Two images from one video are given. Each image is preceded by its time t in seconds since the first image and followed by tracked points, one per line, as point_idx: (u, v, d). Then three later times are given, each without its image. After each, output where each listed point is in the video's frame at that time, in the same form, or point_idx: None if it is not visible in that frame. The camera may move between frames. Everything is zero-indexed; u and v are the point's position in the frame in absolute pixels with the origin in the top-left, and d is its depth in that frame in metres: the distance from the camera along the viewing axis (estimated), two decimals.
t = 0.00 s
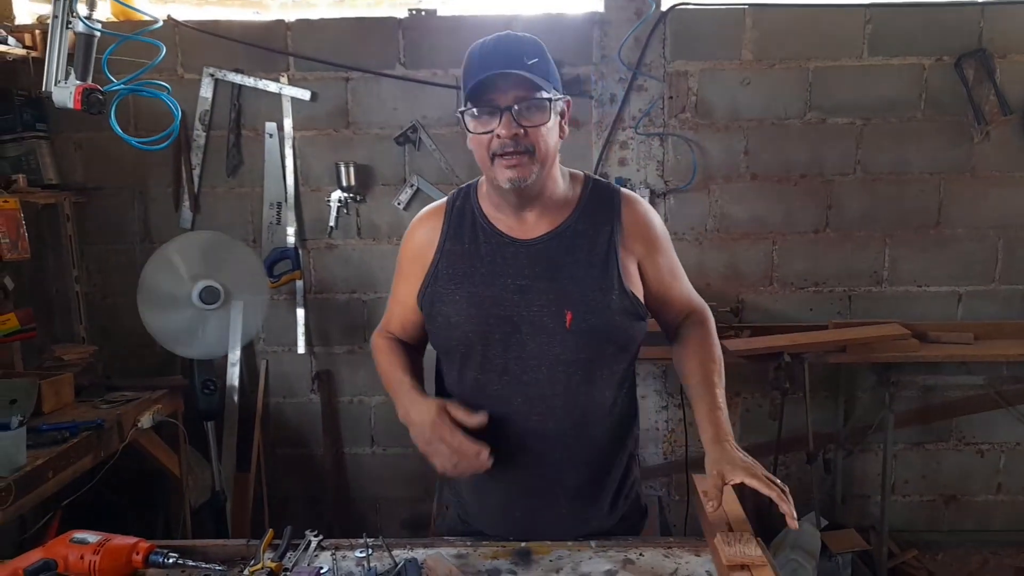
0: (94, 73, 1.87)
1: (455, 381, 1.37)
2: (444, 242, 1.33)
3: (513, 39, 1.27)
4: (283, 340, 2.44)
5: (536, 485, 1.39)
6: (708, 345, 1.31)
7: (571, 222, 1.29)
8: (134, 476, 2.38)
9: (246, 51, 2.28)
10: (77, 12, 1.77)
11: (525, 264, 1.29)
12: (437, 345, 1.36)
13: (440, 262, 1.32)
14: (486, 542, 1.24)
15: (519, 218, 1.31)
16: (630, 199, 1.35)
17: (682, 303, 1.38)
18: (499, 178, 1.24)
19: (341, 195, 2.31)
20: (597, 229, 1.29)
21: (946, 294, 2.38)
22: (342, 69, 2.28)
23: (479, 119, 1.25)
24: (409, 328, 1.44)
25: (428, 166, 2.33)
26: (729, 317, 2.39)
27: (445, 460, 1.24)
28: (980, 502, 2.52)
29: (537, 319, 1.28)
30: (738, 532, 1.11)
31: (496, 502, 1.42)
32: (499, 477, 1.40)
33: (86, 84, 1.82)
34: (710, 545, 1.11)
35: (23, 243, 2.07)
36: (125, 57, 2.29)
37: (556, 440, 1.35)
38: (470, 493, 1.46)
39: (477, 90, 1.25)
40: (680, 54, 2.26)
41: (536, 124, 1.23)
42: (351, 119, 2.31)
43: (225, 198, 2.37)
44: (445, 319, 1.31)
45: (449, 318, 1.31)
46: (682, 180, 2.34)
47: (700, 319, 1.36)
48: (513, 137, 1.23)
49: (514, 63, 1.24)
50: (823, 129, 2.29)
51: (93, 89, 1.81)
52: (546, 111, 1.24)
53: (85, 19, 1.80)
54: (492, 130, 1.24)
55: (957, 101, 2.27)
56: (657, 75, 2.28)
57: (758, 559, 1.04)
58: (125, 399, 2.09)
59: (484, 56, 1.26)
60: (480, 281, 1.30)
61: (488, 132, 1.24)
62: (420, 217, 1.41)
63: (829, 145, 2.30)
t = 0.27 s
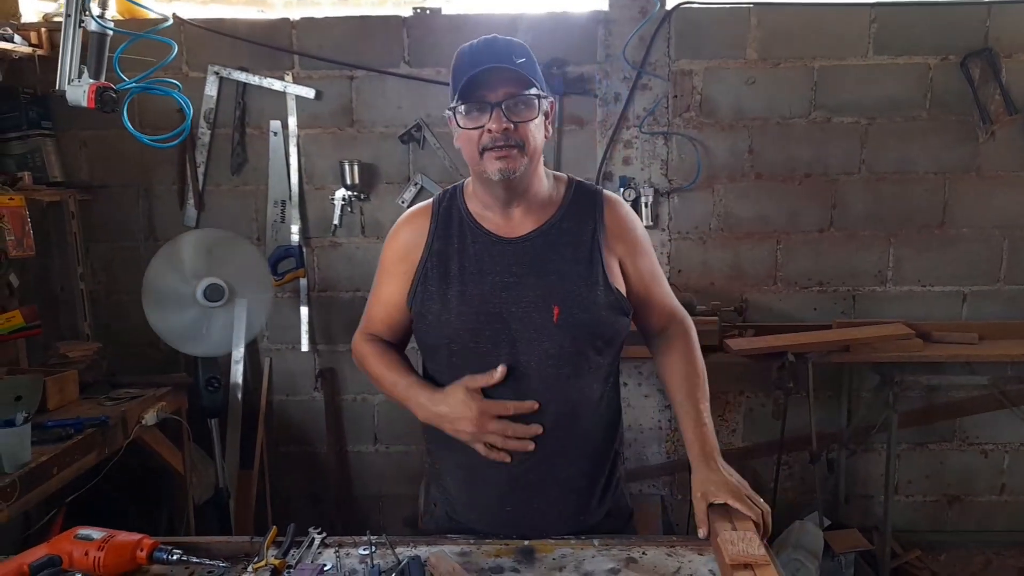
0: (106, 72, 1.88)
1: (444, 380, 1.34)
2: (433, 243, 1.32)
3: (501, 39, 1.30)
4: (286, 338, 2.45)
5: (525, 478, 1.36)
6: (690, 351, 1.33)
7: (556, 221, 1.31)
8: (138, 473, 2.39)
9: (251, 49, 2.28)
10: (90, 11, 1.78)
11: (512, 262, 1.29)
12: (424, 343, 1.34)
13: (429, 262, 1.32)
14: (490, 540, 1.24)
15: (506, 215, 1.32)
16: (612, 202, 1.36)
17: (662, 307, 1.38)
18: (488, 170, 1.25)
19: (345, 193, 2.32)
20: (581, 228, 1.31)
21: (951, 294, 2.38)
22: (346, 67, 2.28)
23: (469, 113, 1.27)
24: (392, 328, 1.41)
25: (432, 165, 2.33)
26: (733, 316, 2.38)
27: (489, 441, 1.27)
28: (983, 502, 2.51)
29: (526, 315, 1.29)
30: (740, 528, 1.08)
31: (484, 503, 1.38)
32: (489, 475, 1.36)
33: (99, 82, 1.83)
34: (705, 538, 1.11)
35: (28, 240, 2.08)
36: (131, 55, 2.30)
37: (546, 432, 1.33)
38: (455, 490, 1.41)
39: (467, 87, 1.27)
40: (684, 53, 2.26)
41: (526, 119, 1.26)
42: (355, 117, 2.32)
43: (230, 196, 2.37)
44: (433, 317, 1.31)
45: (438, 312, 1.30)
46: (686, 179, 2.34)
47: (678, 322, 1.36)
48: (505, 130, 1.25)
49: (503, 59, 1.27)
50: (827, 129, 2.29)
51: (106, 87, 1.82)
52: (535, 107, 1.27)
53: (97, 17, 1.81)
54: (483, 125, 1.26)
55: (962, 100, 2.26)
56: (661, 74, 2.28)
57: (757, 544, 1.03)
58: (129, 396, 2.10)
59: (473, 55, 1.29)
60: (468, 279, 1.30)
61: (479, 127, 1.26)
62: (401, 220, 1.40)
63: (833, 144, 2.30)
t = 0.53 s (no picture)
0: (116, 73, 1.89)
1: (438, 374, 1.33)
2: (431, 240, 1.32)
3: (513, 56, 1.27)
4: (287, 338, 2.45)
5: (516, 474, 1.35)
6: (684, 360, 1.35)
7: (553, 223, 1.30)
8: (139, 474, 2.39)
9: (253, 50, 2.29)
10: (99, 12, 1.77)
11: (509, 260, 1.29)
12: (420, 340, 1.33)
13: (428, 259, 1.31)
14: (492, 540, 1.24)
15: (504, 218, 1.32)
16: (608, 207, 1.36)
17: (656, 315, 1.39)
18: (491, 187, 1.25)
19: (347, 194, 2.32)
20: (578, 230, 1.31)
21: (952, 295, 2.38)
22: (347, 68, 2.29)
23: (475, 132, 1.26)
24: (389, 334, 1.42)
25: (434, 165, 2.34)
26: (734, 316, 2.38)
27: (420, 497, 1.34)
28: (984, 503, 2.51)
29: (522, 311, 1.28)
30: (742, 530, 1.08)
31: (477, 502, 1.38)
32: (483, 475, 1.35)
33: (110, 83, 1.83)
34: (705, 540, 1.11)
35: (30, 240, 2.08)
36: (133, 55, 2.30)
37: (539, 431, 1.32)
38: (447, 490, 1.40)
39: (475, 103, 1.25)
40: (686, 53, 2.26)
41: (532, 140, 1.25)
42: (356, 117, 2.32)
43: (231, 197, 2.37)
44: (430, 313, 1.30)
45: (434, 309, 1.30)
46: (687, 180, 2.34)
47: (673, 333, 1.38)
48: (511, 152, 1.24)
49: (514, 79, 1.25)
50: (829, 129, 2.29)
51: (117, 88, 1.82)
52: (541, 128, 1.26)
53: (107, 18, 1.80)
54: (489, 144, 1.25)
55: (963, 101, 2.26)
56: (663, 75, 2.28)
57: (757, 544, 1.03)
58: (131, 396, 2.10)
59: (483, 70, 1.26)
60: (465, 277, 1.29)
61: (485, 144, 1.25)
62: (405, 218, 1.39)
63: (835, 145, 2.30)
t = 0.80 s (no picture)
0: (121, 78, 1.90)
1: (434, 374, 1.32)
2: (429, 242, 1.32)
3: (546, 75, 1.27)
4: (287, 342, 2.45)
5: (510, 477, 1.35)
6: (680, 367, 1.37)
7: (550, 228, 1.31)
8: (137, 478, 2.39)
9: (254, 54, 2.29)
10: (105, 16, 1.79)
11: (506, 263, 1.29)
12: (415, 342, 1.33)
13: (426, 262, 1.31)
14: (491, 545, 1.24)
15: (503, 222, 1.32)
16: (604, 216, 1.38)
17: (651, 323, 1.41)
18: (514, 203, 1.25)
19: (347, 198, 2.32)
20: (574, 236, 1.32)
21: (951, 300, 2.38)
22: (348, 72, 2.29)
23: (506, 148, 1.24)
24: (384, 338, 1.43)
25: (434, 169, 2.34)
26: (734, 321, 2.38)
27: (381, 513, 1.35)
28: (984, 508, 2.51)
29: (519, 314, 1.28)
30: (741, 535, 1.07)
31: (469, 506, 1.37)
32: (478, 480, 1.34)
33: (116, 87, 1.85)
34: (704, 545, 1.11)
35: (30, 244, 2.08)
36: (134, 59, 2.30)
37: (534, 433, 1.32)
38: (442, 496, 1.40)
39: (511, 117, 1.23)
40: (685, 58, 2.26)
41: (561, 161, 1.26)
42: (356, 122, 2.32)
43: (231, 201, 2.38)
44: (427, 313, 1.30)
45: (428, 311, 1.30)
46: (687, 184, 2.34)
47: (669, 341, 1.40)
48: (540, 171, 1.25)
49: (550, 98, 1.25)
50: (828, 134, 2.29)
51: (123, 93, 1.84)
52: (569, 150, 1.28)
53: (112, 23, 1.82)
54: (520, 160, 1.24)
55: (962, 106, 2.27)
56: (662, 79, 2.28)
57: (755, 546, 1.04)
58: (130, 400, 2.10)
59: (520, 85, 1.25)
60: (462, 278, 1.29)
61: (515, 160, 1.24)
62: (405, 219, 1.39)
63: (834, 150, 2.30)
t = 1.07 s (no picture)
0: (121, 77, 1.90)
1: (430, 376, 1.32)
2: (428, 242, 1.31)
3: (574, 91, 1.24)
4: (286, 342, 2.45)
5: (506, 480, 1.35)
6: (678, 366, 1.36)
7: (547, 229, 1.31)
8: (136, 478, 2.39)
9: (253, 53, 2.29)
10: (104, 15, 1.79)
11: (503, 264, 1.29)
12: (411, 343, 1.33)
13: (424, 262, 1.31)
14: (490, 546, 1.24)
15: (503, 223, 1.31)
16: (600, 219, 1.38)
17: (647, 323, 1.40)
18: (530, 218, 1.26)
19: (346, 198, 2.32)
20: (570, 237, 1.32)
21: (950, 301, 2.38)
22: (347, 72, 2.29)
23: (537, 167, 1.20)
24: (380, 340, 1.43)
25: (433, 170, 2.34)
26: (733, 321, 2.38)
27: (376, 525, 1.31)
28: (983, 509, 2.51)
29: (516, 316, 1.28)
30: (740, 536, 1.08)
31: (465, 507, 1.36)
32: (473, 481, 1.34)
33: (115, 86, 1.84)
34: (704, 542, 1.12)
35: (30, 243, 2.09)
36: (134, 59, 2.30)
37: (530, 436, 1.32)
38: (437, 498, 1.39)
39: (542, 132, 1.19)
40: (685, 59, 2.26)
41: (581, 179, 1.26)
42: (356, 121, 2.32)
43: (231, 200, 2.37)
44: (424, 314, 1.30)
45: (425, 313, 1.30)
46: (686, 185, 2.34)
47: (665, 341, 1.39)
48: (563, 189, 1.24)
49: (579, 116, 1.22)
50: (828, 135, 2.29)
51: (122, 91, 1.83)
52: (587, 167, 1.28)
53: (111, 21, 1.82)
54: (547, 177, 1.22)
55: (961, 108, 2.27)
56: (662, 80, 2.28)
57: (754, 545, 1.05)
58: (129, 400, 2.10)
59: (552, 100, 1.20)
60: (459, 279, 1.29)
61: (541, 177, 1.21)
62: (400, 217, 1.37)
63: (833, 150, 2.30)
